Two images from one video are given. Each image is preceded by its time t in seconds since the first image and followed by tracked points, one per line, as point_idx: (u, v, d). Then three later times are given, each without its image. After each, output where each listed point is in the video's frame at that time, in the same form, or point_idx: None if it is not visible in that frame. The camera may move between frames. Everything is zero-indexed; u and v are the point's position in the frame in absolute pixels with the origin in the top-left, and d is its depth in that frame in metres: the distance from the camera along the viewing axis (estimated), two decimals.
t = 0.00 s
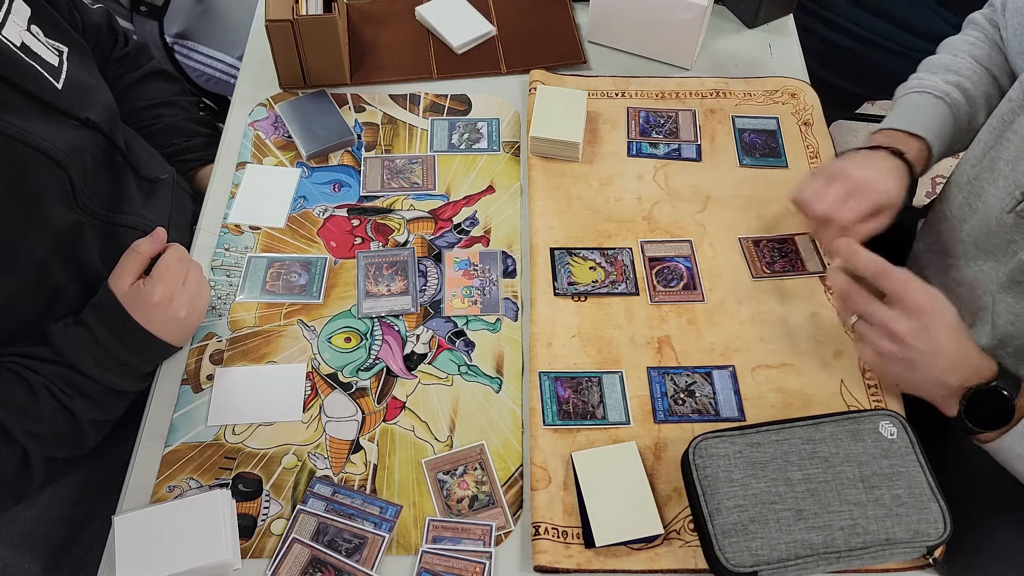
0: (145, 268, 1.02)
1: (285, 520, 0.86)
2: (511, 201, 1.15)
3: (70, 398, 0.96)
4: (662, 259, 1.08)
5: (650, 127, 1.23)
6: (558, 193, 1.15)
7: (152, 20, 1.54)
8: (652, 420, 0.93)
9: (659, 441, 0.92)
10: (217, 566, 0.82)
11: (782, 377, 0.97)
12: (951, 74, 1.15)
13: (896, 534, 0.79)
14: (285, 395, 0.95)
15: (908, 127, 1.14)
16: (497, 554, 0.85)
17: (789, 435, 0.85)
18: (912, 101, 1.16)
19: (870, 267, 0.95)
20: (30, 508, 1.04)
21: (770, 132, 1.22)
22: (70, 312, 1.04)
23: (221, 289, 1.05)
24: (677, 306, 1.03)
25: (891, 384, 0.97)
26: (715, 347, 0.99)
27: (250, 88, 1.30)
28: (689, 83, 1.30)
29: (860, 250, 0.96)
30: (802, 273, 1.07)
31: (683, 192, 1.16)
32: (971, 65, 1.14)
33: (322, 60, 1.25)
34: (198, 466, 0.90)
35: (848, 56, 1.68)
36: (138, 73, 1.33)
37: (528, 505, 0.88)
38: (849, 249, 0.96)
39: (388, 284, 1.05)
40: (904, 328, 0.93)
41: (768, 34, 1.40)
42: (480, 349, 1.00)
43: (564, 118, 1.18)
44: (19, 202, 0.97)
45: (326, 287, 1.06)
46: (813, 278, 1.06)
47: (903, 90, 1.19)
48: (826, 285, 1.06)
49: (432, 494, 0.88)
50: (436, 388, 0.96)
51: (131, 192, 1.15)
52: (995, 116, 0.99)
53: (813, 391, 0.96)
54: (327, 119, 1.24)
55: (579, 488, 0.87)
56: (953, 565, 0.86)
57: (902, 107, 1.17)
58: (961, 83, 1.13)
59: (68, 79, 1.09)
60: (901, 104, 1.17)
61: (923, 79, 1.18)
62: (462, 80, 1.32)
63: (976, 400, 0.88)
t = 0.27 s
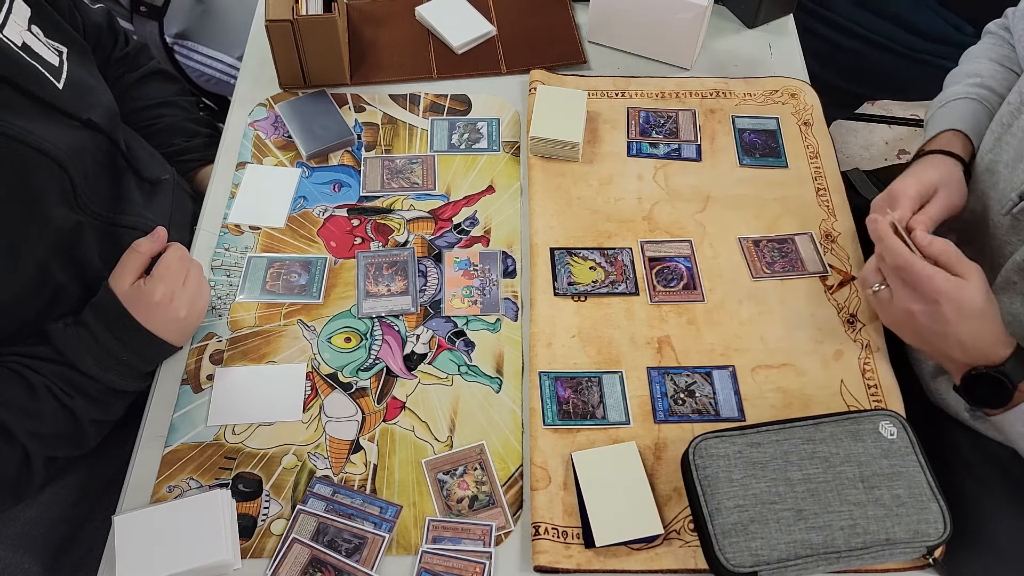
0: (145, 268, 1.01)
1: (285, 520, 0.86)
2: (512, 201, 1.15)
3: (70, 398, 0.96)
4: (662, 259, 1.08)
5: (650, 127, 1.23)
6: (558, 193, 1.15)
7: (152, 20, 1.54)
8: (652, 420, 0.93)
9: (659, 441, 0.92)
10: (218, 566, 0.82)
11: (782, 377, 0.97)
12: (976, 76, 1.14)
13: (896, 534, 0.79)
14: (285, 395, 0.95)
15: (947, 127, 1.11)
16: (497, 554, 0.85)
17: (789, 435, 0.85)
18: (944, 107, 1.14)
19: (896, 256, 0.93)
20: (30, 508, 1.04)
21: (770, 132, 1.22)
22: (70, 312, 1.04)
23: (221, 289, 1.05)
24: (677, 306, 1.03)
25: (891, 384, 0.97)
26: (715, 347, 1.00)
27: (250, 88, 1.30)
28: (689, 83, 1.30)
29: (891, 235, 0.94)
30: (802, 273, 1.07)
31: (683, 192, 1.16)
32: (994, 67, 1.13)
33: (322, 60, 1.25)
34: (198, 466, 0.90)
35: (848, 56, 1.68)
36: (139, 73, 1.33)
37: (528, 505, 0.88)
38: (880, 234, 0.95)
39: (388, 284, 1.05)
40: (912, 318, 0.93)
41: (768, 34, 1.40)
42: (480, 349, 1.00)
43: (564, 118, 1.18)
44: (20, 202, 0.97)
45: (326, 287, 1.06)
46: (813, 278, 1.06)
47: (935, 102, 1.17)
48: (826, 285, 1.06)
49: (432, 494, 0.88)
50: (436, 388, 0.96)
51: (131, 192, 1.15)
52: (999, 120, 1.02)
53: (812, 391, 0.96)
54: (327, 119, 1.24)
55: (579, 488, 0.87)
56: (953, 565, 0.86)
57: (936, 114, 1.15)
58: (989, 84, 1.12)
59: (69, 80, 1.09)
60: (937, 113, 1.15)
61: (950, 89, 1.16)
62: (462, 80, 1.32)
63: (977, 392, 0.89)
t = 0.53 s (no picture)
0: (144, 268, 1.01)
1: (285, 520, 0.86)
2: (512, 201, 1.15)
3: (69, 398, 0.96)
4: (662, 259, 1.08)
5: (650, 127, 1.23)
6: (558, 193, 1.15)
7: (152, 21, 1.55)
8: (652, 420, 0.93)
9: (659, 441, 0.92)
10: (218, 566, 0.82)
11: (782, 377, 0.97)
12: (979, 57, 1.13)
13: (896, 534, 0.79)
14: (285, 395, 0.95)
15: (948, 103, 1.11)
16: (497, 554, 0.85)
17: (789, 435, 0.85)
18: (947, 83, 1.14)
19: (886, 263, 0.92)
20: (30, 508, 1.04)
21: (770, 132, 1.22)
22: (70, 311, 1.04)
23: (221, 289, 1.05)
24: (677, 307, 1.03)
25: (891, 384, 0.97)
26: (715, 347, 1.00)
27: (250, 88, 1.30)
28: (689, 83, 1.30)
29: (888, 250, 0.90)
30: (802, 272, 1.07)
31: (683, 192, 1.16)
32: (999, 50, 1.13)
33: (322, 60, 1.25)
34: (198, 466, 0.90)
35: (849, 56, 1.68)
36: (138, 73, 1.33)
37: (528, 505, 0.88)
38: (878, 245, 0.90)
39: (388, 284, 1.05)
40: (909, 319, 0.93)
41: (768, 34, 1.40)
42: (480, 349, 1.00)
43: (564, 118, 1.18)
44: (20, 201, 0.97)
45: (326, 287, 1.06)
46: (812, 277, 1.06)
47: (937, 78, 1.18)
48: (826, 285, 1.06)
49: (432, 494, 0.88)
50: (436, 388, 0.96)
51: (131, 192, 1.15)
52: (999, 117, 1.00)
53: (812, 391, 0.96)
54: (327, 119, 1.24)
55: (579, 488, 0.88)
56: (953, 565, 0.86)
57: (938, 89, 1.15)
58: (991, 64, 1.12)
59: (69, 79, 1.09)
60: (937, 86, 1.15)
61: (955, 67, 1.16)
62: (462, 80, 1.32)
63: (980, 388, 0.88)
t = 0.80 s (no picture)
0: (144, 268, 1.02)
1: (285, 520, 0.86)
2: (511, 201, 1.15)
3: (69, 398, 0.96)
4: (662, 259, 1.08)
5: (650, 127, 1.23)
6: (558, 193, 1.15)
7: (152, 20, 1.58)
8: (652, 420, 0.93)
9: (659, 441, 0.92)
10: (217, 566, 0.82)
11: (782, 377, 0.97)
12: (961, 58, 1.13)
13: (896, 534, 0.79)
14: (285, 395, 0.95)
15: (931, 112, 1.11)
16: (497, 554, 0.85)
17: (789, 435, 0.85)
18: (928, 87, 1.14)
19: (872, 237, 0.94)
20: (29, 508, 1.04)
21: (770, 132, 1.22)
22: (70, 311, 1.04)
23: (221, 289, 1.05)
24: (677, 306, 1.03)
25: (891, 384, 0.97)
26: (715, 347, 1.00)
27: (250, 88, 1.30)
28: (689, 83, 1.30)
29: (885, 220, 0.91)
30: (802, 272, 1.07)
31: (683, 192, 1.16)
32: (982, 50, 1.12)
33: (322, 60, 1.25)
34: (198, 466, 0.90)
35: (849, 56, 1.68)
36: (138, 73, 1.33)
37: (528, 505, 0.88)
38: (879, 207, 0.91)
39: (388, 284, 1.05)
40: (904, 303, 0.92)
41: (768, 34, 1.40)
42: (480, 349, 1.00)
43: (564, 118, 1.18)
44: (19, 201, 0.97)
45: (326, 287, 1.06)
46: (812, 277, 1.06)
47: (917, 78, 1.17)
48: (826, 285, 1.06)
49: (432, 494, 0.88)
50: (436, 388, 0.96)
51: (130, 192, 1.15)
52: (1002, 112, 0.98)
53: (813, 391, 0.96)
54: (327, 119, 1.24)
55: (579, 488, 0.87)
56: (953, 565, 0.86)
57: (918, 94, 1.15)
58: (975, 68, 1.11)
59: (68, 79, 1.09)
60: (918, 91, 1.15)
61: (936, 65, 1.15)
62: (462, 80, 1.32)
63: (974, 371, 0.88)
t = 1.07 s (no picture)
0: (145, 268, 1.02)
1: (286, 520, 0.86)
2: (512, 201, 1.15)
3: (69, 398, 0.96)
4: (662, 259, 1.08)
5: (650, 127, 1.23)
6: (558, 193, 1.15)
7: (152, 21, 1.57)
8: (652, 420, 0.93)
9: (659, 441, 0.92)
10: (218, 566, 0.82)
11: (782, 377, 0.97)
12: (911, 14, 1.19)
13: (896, 534, 0.79)
14: (286, 395, 0.95)
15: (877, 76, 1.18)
16: (497, 554, 0.85)
17: (789, 435, 0.85)
18: (879, 44, 1.19)
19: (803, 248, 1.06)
20: (30, 508, 1.04)
21: (770, 132, 1.22)
22: (70, 311, 1.04)
23: (221, 289, 1.05)
24: (677, 307, 1.03)
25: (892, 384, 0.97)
26: (715, 347, 1.00)
27: (250, 88, 1.30)
28: (689, 83, 1.30)
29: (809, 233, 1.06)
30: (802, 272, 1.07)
31: (683, 192, 1.16)
32: (939, 5, 1.19)
33: (322, 60, 1.25)
34: (198, 466, 0.90)
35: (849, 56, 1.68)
36: (139, 73, 1.33)
37: (528, 505, 0.88)
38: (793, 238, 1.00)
39: (388, 284, 1.05)
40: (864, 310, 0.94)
41: (768, 34, 1.39)
42: (480, 349, 1.00)
43: (564, 118, 1.18)
44: (19, 201, 0.97)
45: (326, 287, 1.06)
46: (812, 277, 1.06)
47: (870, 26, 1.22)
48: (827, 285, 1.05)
49: (432, 494, 0.88)
50: (436, 388, 0.96)
51: (131, 192, 1.15)
52: (990, 109, 0.98)
53: (812, 391, 0.96)
54: (327, 119, 1.24)
55: (579, 488, 0.87)
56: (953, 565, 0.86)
57: (870, 44, 1.20)
58: (927, 19, 1.18)
59: (69, 80, 1.09)
60: (867, 43, 1.21)
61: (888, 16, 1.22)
62: (462, 80, 1.32)
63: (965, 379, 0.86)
